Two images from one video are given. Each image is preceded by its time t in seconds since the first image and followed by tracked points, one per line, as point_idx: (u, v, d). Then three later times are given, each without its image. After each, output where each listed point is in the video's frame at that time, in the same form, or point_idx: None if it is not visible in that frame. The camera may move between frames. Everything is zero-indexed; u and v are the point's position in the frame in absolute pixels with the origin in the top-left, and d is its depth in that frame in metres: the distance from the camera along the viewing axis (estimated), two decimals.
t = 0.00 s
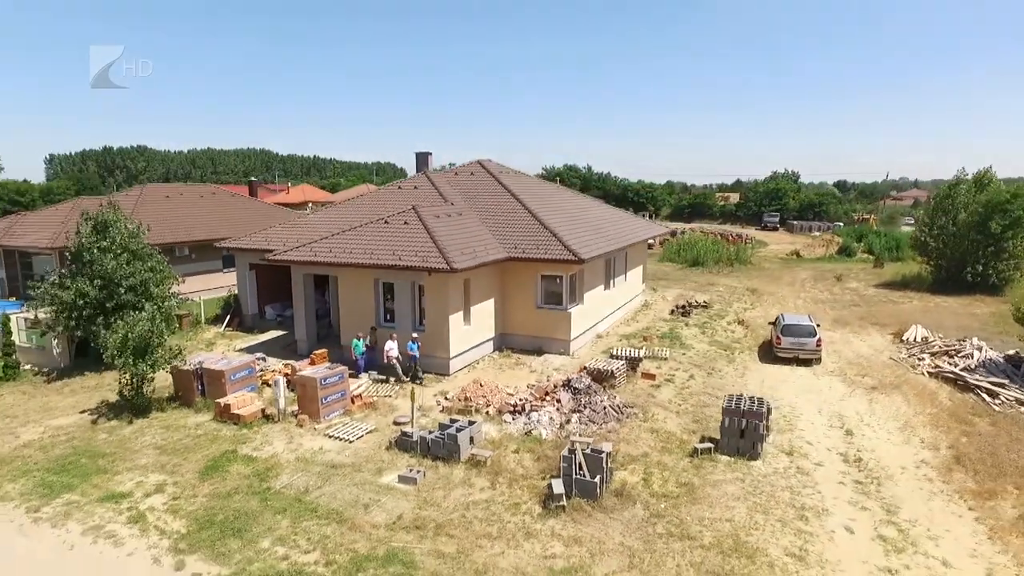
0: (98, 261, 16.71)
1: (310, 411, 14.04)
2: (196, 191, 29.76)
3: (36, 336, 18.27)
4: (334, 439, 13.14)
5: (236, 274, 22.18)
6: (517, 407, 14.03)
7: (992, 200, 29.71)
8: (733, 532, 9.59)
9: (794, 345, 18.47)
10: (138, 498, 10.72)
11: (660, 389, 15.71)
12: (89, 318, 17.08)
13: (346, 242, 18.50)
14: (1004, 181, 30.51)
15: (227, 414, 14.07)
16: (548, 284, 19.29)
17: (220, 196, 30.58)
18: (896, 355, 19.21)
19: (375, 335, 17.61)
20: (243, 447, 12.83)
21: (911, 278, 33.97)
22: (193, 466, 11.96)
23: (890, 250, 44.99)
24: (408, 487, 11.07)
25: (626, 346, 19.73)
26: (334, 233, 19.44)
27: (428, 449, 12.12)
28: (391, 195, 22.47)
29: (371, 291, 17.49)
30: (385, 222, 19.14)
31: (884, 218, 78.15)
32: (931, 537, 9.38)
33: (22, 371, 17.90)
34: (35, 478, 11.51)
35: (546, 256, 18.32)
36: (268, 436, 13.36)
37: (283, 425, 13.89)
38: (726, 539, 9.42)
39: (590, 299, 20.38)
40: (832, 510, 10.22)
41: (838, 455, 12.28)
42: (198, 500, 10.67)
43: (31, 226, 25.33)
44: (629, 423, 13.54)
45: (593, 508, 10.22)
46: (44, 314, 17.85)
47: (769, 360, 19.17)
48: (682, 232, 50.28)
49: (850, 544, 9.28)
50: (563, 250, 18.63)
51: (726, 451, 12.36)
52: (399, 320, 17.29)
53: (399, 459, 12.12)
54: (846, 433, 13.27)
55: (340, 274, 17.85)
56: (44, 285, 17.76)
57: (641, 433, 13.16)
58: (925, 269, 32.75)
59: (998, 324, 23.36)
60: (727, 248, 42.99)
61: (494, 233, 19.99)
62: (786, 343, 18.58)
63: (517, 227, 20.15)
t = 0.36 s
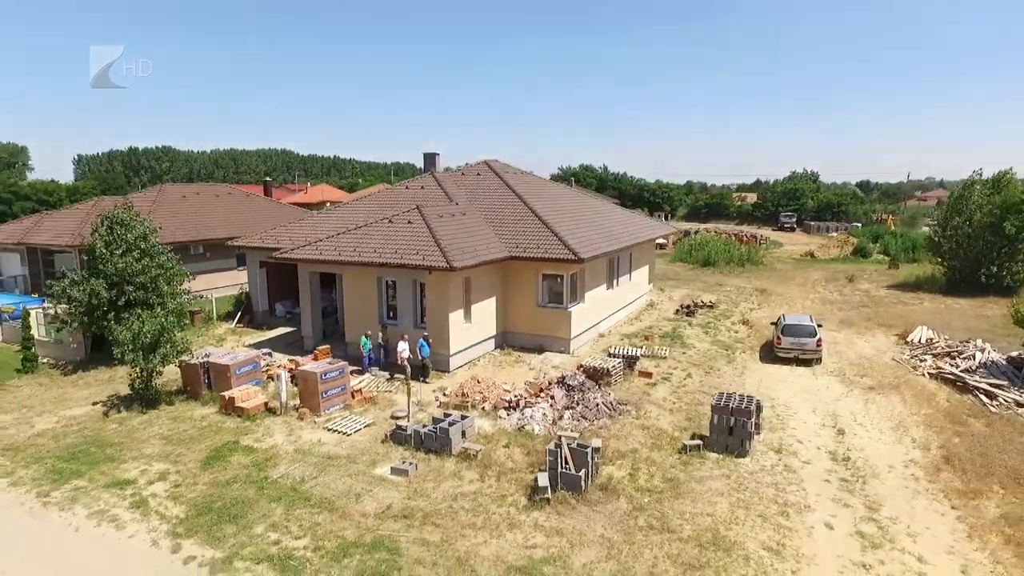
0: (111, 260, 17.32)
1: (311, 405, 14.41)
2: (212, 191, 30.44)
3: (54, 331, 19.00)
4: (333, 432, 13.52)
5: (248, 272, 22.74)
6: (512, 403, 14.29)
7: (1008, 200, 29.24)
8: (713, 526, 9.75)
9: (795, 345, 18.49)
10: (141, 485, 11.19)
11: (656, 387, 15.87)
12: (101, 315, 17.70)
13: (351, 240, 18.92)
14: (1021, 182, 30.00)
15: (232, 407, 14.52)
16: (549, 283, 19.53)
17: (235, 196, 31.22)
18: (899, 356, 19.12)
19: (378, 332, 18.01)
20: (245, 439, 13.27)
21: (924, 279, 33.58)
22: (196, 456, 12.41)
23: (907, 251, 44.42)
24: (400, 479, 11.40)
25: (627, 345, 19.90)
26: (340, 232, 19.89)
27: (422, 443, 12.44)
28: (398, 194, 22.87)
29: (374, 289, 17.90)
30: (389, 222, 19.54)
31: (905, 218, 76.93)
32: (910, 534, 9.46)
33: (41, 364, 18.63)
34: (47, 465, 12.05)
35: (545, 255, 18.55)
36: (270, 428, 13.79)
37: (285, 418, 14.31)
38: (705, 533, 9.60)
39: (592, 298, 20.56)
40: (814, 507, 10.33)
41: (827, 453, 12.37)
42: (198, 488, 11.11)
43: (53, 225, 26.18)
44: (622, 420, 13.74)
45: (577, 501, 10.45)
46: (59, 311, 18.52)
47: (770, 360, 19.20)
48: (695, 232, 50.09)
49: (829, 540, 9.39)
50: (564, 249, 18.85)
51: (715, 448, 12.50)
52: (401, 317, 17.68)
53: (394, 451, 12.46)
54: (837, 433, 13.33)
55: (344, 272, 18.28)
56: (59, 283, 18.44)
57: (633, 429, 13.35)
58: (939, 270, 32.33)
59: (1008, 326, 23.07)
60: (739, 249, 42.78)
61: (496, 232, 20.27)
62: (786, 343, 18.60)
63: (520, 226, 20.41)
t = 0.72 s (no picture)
0: (122, 259, 17.82)
1: (310, 400, 14.80)
2: (224, 191, 31.05)
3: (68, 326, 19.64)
4: (330, 425, 13.88)
5: (256, 270, 23.24)
6: (506, 399, 14.54)
7: (1020, 201, 28.86)
8: (692, 521, 9.93)
9: (793, 345, 18.53)
10: (143, 474, 11.62)
11: (650, 385, 16.02)
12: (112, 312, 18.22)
13: (353, 239, 19.30)
14: None
15: (234, 401, 14.94)
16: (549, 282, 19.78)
17: (247, 195, 31.80)
18: (899, 356, 19.07)
19: (379, 330, 18.36)
20: (245, 431, 13.68)
21: (935, 280, 33.25)
22: (197, 447, 12.83)
23: (920, 252, 43.91)
24: (392, 471, 11.71)
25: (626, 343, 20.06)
26: (343, 231, 20.29)
27: (414, 437, 12.75)
28: (402, 194, 23.24)
29: (375, 287, 18.27)
30: (391, 221, 19.90)
31: (923, 219, 75.87)
32: (887, 530, 9.57)
33: (55, 358, 19.27)
34: (55, 454, 12.55)
35: (544, 255, 18.79)
36: (270, 421, 14.20)
37: (285, 411, 14.70)
38: (684, 526, 9.78)
39: (592, 298, 20.75)
40: (795, 503, 10.46)
41: (815, 451, 12.47)
42: (196, 477, 11.51)
43: (70, 224, 26.94)
44: (613, 417, 13.93)
45: (561, 494, 10.68)
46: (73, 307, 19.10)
47: (769, 360, 19.25)
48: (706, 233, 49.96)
49: (806, 534, 9.53)
50: (562, 248, 19.07)
51: (703, 445, 12.63)
52: (401, 315, 18.03)
53: (388, 445, 12.79)
54: (827, 431, 13.41)
55: (346, 270, 18.66)
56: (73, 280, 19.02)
57: (623, 426, 13.54)
58: (950, 271, 31.97)
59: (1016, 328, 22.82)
60: (748, 249, 42.58)
61: (497, 231, 20.54)
62: (784, 343, 18.65)
63: (521, 226, 20.66)
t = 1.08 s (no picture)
0: (133, 257, 18.40)
1: (310, 394, 15.18)
2: (237, 191, 31.63)
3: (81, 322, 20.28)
4: (328, 419, 14.24)
5: (264, 268, 23.75)
6: (500, 395, 14.80)
7: None
8: (673, 514, 10.11)
9: (791, 344, 18.55)
10: (145, 464, 12.07)
11: (645, 383, 16.19)
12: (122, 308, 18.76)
13: (356, 238, 19.70)
14: None
15: (237, 395, 15.38)
16: (549, 281, 20.00)
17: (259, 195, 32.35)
18: (900, 357, 19.01)
19: (381, 327, 18.73)
20: (246, 424, 14.10)
21: (946, 281, 32.92)
22: (199, 439, 13.26)
23: (934, 252, 43.37)
24: (384, 463, 12.03)
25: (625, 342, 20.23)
26: (348, 230, 20.71)
27: (408, 431, 13.06)
28: (407, 194, 23.62)
29: (377, 285, 18.64)
30: (394, 220, 20.25)
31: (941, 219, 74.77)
32: (865, 526, 9.68)
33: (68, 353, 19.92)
34: (64, 443, 13.06)
35: (543, 254, 19.02)
36: (270, 414, 14.60)
37: (286, 405, 15.10)
38: (664, 520, 9.97)
39: (592, 297, 20.93)
40: (777, 499, 10.60)
41: (802, 449, 12.57)
42: (196, 467, 11.93)
43: (88, 223, 27.69)
44: (604, 413, 14.14)
45: (546, 487, 10.92)
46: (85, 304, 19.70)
47: (768, 359, 19.29)
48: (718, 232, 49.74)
49: (784, 529, 9.68)
50: (561, 248, 19.29)
51: (692, 442, 12.78)
52: (402, 312, 18.38)
53: (382, 438, 13.11)
54: (818, 430, 13.49)
55: (348, 268, 19.05)
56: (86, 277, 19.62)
57: (614, 422, 13.74)
58: (962, 271, 31.60)
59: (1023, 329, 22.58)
60: (759, 249, 42.39)
61: (498, 231, 20.81)
62: (783, 342, 18.68)
63: (521, 225, 20.91)
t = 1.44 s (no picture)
0: (148, 253, 19.00)
1: (314, 388, 15.59)
2: (252, 191, 32.26)
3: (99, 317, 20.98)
4: (330, 413, 14.64)
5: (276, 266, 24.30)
6: (498, 391, 15.08)
7: None
8: (657, 508, 10.30)
9: (793, 344, 18.55)
10: (152, 452, 12.56)
11: (643, 381, 16.34)
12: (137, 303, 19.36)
13: (363, 237, 20.11)
14: None
15: (244, 388, 15.85)
16: (552, 280, 20.22)
17: (274, 195, 32.95)
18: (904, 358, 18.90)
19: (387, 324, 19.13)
20: (251, 416, 14.56)
21: (962, 282, 32.44)
22: (205, 430, 13.74)
23: (953, 253, 42.68)
24: (380, 455, 12.37)
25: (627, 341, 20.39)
26: (355, 229, 21.13)
27: (405, 424, 13.40)
28: (415, 193, 24.01)
29: (383, 283, 19.03)
30: (400, 220, 20.63)
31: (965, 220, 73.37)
32: (847, 523, 9.78)
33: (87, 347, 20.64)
34: (77, 432, 13.63)
35: (545, 253, 19.25)
36: (275, 407, 15.05)
37: (290, 399, 15.54)
38: (648, 514, 10.16)
39: (596, 296, 21.11)
40: (762, 495, 10.72)
41: (794, 447, 12.65)
42: (200, 456, 12.39)
43: (109, 221, 28.52)
44: (599, 410, 14.34)
45: (535, 481, 11.17)
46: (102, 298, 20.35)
47: (770, 359, 19.30)
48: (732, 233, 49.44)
49: (765, 524, 9.82)
50: (564, 247, 19.50)
51: (683, 439, 12.94)
52: (406, 310, 18.75)
53: (380, 432, 13.45)
54: (811, 429, 13.55)
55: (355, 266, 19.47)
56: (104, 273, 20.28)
57: (608, 419, 13.93)
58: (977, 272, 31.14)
59: None
60: (772, 249, 42.11)
61: (503, 230, 21.07)
62: (785, 342, 18.69)
63: (526, 225, 21.16)
